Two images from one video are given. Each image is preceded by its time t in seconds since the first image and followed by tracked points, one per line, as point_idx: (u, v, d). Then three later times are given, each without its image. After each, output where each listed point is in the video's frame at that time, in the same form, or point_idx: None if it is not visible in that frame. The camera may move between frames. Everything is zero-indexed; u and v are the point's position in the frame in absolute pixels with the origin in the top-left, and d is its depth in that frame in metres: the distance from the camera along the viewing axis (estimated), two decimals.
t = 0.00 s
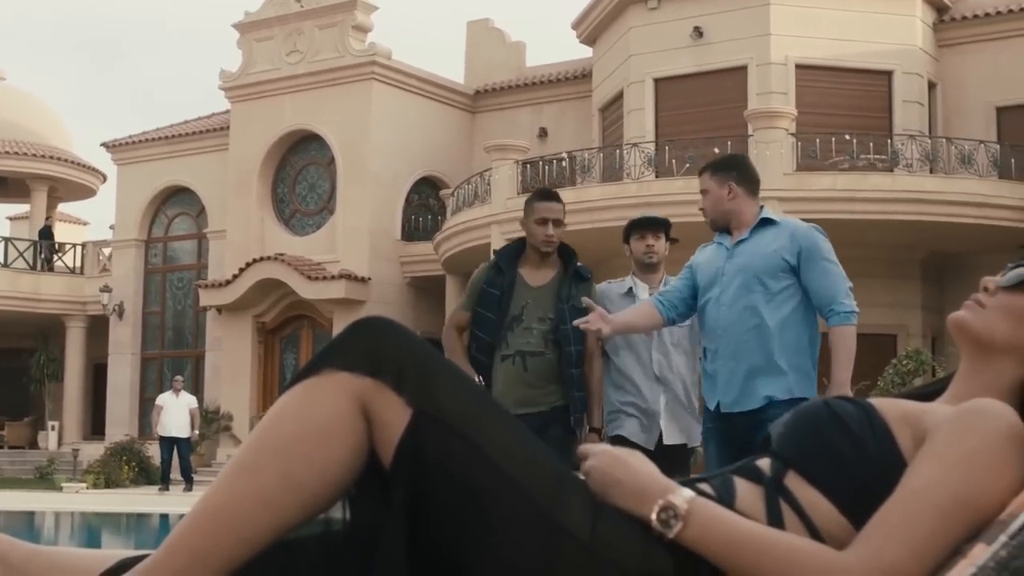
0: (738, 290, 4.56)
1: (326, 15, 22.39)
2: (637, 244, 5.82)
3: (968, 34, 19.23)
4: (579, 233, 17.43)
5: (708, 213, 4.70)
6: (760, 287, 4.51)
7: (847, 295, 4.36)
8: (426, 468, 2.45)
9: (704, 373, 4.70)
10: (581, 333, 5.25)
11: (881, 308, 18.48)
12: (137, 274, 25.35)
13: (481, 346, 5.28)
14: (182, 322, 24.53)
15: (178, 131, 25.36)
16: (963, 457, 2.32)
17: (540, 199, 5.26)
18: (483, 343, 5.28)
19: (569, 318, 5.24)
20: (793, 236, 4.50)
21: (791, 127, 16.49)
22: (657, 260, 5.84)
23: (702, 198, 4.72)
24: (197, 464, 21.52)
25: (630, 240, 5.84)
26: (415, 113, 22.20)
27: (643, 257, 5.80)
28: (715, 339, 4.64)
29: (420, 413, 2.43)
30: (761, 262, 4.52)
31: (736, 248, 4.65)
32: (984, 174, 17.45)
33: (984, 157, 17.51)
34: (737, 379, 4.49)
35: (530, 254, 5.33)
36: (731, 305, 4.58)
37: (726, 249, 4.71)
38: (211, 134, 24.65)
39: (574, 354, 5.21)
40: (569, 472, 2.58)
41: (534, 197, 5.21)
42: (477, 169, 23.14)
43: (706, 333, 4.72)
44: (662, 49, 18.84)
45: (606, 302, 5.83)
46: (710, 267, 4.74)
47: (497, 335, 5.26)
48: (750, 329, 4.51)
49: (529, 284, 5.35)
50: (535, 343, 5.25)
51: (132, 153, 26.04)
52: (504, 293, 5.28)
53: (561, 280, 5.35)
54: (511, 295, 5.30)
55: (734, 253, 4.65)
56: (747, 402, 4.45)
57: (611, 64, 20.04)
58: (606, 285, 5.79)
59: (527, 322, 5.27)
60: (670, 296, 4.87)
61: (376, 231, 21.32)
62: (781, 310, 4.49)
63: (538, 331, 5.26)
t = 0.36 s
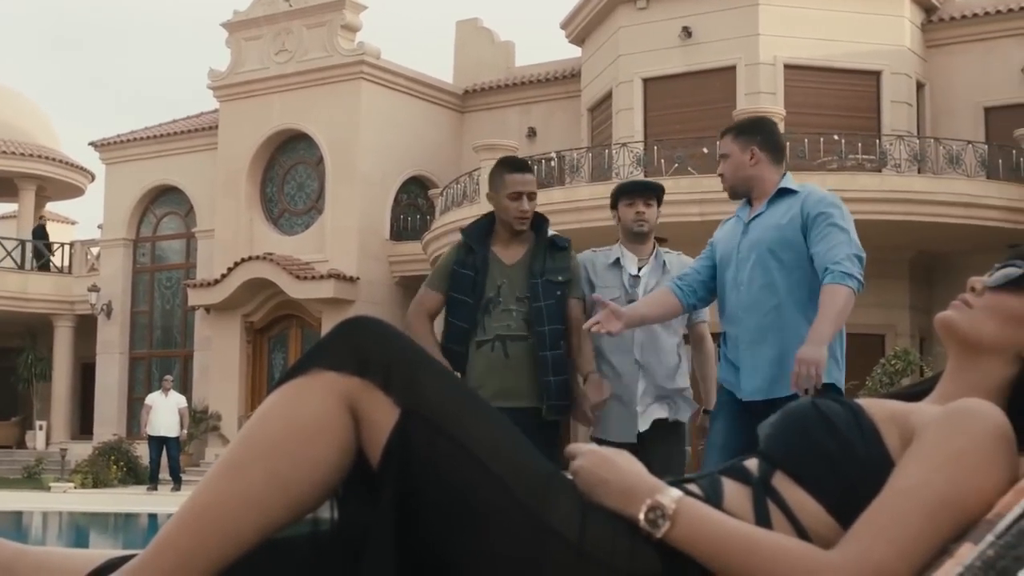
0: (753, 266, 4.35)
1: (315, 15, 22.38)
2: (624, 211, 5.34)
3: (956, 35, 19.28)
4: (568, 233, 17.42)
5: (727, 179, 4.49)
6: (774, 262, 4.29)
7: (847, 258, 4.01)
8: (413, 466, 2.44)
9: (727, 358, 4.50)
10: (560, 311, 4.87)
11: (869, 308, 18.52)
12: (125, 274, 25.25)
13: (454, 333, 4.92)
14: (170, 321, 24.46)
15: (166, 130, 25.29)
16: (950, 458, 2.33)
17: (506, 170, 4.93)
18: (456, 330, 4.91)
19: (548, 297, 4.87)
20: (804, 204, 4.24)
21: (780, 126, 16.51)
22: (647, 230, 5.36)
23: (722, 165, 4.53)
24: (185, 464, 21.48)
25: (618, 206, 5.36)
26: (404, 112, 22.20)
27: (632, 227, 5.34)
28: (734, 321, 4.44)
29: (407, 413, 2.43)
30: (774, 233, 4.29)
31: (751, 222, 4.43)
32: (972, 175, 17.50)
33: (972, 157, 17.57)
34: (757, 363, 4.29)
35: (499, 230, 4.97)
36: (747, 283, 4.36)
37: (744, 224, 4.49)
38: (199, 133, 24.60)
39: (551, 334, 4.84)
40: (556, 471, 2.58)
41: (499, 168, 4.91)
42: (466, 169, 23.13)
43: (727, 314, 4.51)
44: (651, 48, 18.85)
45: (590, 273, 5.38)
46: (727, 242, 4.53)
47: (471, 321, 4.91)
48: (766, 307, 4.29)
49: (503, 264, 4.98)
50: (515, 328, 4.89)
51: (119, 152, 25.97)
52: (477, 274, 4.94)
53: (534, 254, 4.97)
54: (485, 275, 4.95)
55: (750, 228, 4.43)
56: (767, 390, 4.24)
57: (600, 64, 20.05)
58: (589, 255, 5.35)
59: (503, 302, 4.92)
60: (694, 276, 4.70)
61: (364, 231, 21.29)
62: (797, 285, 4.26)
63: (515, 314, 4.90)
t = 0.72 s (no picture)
0: (742, 259, 4.33)
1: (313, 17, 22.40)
2: (627, 187, 5.00)
3: (954, 36, 19.32)
4: (565, 235, 17.42)
5: (710, 167, 4.52)
6: (764, 253, 4.28)
7: (850, 262, 4.05)
8: (410, 467, 2.44)
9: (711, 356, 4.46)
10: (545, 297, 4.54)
11: (866, 310, 18.53)
12: (122, 276, 25.23)
13: (426, 306, 4.41)
14: (167, 323, 24.45)
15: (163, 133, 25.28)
16: (947, 459, 2.33)
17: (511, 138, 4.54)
18: (431, 303, 4.42)
19: (535, 281, 4.53)
20: (796, 195, 4.27)
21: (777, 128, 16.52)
22: (652, 209, 5.03)
23: (704, 153, 4.53)
24: (182, 466, 21.46)
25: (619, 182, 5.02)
26: (401, 114, 22.20)
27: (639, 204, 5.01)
28: (722, 316, 4.41)
29: (404, 414, 2.43)
30: (766, 225, 4.29)
31: (736, 214, 4.44)
32: (969, 176, 17.52)
33: (969, 159, 17.59)
34: (750, 361, 4.26)
35: (491, 200, 4.58)
36: (737, 275, 4.34)
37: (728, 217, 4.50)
38: (196, 135, 24.60)
39: (536, 321, 4.48)
40: (552, 473, 2.58)
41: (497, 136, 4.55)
42: (463, 171, 23.13)
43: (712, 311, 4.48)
44: (648, 50, 18.86)
45: (591, 255, 5.10)
46: (712, 236, 4.52)
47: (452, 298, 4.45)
48: (758, 303, 4.28)
49: (487, 238, 4.58)
50: (493, 308, 4.49)
51: (117, 154, 25.97)
52: (461, 246, 4.50)
53: (523, 234, 4.61)
54: (468, 248, 4.52)
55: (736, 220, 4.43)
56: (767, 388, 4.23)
57: (597, 65, 20.06)
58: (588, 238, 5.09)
59: (485, 282, 4.51)
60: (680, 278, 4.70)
61: (361, 232, 21.29)
62: (790, 280, 4.26)
63: (495, 294, 4.51)
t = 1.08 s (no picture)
0: (729, 253, 4.11)
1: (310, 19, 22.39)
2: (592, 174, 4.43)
3: (951, 38, 19.35)
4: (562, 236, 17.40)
5: (705, 147, 4.20)
6: (751, 248, 4.06)
7: (848, 252, 3.83)
8: (406, 469, 2.44)
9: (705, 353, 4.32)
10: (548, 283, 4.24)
11: (862, 311, 18.53)
12: (119, 277, 25.21)
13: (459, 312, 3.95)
14: (164, 325, 24.43)
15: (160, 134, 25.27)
16: (943, 461, 2.33)
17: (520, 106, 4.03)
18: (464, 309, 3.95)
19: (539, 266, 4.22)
20: (787, 186, 4.03)
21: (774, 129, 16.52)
22: (620, 196, 4.47)
23: (697, 132, 4.21)
24: (178, 468, 21.44)
25: (585, 169, 4.45)
26: (398, 116, 22.20)
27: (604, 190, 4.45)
28: (710, 312, 4.21)
29: (402, 416, 2.42)
30: (753, 217, 4.07)
31: (725, 202, 4.21)
32: (966, 178, 17.53)
33: (966, 161, 17.61)
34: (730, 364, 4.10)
35: (497, 177, 4.09)
36: (721, 269, 4.14)
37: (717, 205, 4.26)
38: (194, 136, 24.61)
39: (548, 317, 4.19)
40: (551, 475, 2.58)
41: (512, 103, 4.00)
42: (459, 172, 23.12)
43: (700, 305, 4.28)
44: (646, 52, 18.87)
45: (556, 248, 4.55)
46: (700, 225, 4.30)
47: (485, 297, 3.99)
48: (740, 300, 4.08)
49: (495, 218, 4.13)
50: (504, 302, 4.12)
51: (114, 156, 25.97)
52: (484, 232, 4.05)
53: (524, 215, 4.22)
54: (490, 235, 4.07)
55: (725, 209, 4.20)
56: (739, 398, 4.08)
57: (594, 67, 20.06)
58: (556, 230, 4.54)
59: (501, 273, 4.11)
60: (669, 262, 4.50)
61: (358, 234, 21.27)
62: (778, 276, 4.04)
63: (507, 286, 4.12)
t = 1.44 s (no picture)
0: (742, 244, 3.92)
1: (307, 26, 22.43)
2: (584, 152, 4.37)
3: (948, 45, 19.37)
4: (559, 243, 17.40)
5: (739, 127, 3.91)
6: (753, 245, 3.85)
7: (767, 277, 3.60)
8: (405, 474, 2.44)
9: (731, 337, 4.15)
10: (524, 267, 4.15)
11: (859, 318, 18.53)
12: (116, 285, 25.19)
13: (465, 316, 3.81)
14: (162, 332, 24.41)
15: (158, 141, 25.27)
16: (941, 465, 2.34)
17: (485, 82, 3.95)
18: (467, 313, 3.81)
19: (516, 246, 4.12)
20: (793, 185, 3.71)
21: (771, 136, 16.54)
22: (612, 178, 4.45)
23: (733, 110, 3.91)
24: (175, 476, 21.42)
25: (577, 144, 4.37)
26: (394, 123, 22.22)
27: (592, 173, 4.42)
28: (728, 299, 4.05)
29: (399, 423, 2.42)
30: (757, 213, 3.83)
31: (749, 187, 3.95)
32: (963, 185, 17.56)
33: (963, 168, 17.65)
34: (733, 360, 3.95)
35: (472, 157, 3.97)
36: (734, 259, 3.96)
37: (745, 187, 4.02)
38: (191, 144, 24.62)
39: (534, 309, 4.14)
40: (549, 482, 2.57)
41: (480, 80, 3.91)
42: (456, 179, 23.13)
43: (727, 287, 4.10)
44: (643, 59, 18.88)
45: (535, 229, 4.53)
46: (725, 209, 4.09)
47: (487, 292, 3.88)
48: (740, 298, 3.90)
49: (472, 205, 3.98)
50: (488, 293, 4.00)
51: (111, 164, 25.94)
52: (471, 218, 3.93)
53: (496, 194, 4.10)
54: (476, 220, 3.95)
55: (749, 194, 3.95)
56: (739, 400, 3.91)
57: (591, 74, 20.08)
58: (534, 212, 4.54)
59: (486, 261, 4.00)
60: (691, 221, 4.26)
61: (356, 242, 21.28)
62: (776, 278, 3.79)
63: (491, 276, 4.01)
